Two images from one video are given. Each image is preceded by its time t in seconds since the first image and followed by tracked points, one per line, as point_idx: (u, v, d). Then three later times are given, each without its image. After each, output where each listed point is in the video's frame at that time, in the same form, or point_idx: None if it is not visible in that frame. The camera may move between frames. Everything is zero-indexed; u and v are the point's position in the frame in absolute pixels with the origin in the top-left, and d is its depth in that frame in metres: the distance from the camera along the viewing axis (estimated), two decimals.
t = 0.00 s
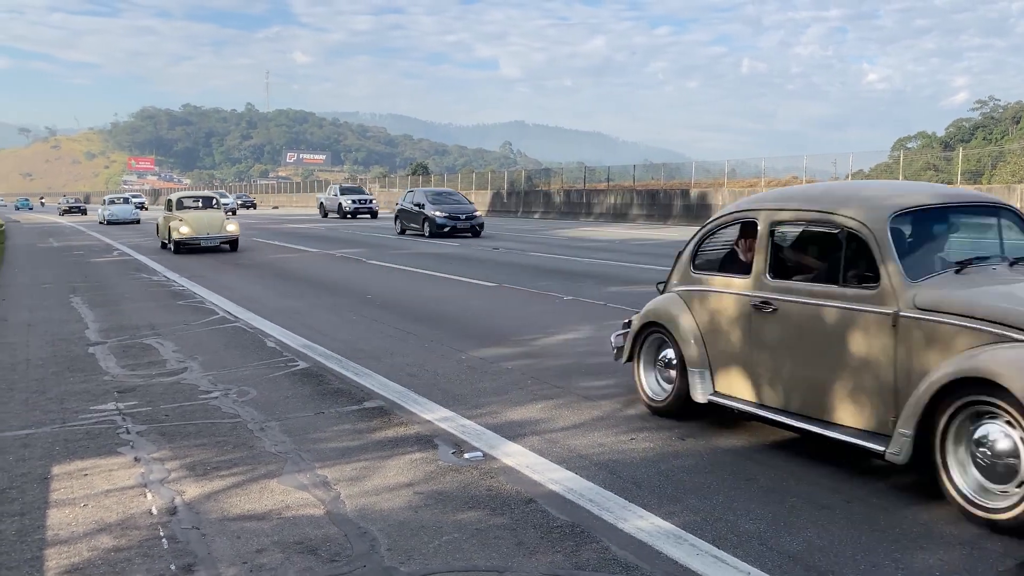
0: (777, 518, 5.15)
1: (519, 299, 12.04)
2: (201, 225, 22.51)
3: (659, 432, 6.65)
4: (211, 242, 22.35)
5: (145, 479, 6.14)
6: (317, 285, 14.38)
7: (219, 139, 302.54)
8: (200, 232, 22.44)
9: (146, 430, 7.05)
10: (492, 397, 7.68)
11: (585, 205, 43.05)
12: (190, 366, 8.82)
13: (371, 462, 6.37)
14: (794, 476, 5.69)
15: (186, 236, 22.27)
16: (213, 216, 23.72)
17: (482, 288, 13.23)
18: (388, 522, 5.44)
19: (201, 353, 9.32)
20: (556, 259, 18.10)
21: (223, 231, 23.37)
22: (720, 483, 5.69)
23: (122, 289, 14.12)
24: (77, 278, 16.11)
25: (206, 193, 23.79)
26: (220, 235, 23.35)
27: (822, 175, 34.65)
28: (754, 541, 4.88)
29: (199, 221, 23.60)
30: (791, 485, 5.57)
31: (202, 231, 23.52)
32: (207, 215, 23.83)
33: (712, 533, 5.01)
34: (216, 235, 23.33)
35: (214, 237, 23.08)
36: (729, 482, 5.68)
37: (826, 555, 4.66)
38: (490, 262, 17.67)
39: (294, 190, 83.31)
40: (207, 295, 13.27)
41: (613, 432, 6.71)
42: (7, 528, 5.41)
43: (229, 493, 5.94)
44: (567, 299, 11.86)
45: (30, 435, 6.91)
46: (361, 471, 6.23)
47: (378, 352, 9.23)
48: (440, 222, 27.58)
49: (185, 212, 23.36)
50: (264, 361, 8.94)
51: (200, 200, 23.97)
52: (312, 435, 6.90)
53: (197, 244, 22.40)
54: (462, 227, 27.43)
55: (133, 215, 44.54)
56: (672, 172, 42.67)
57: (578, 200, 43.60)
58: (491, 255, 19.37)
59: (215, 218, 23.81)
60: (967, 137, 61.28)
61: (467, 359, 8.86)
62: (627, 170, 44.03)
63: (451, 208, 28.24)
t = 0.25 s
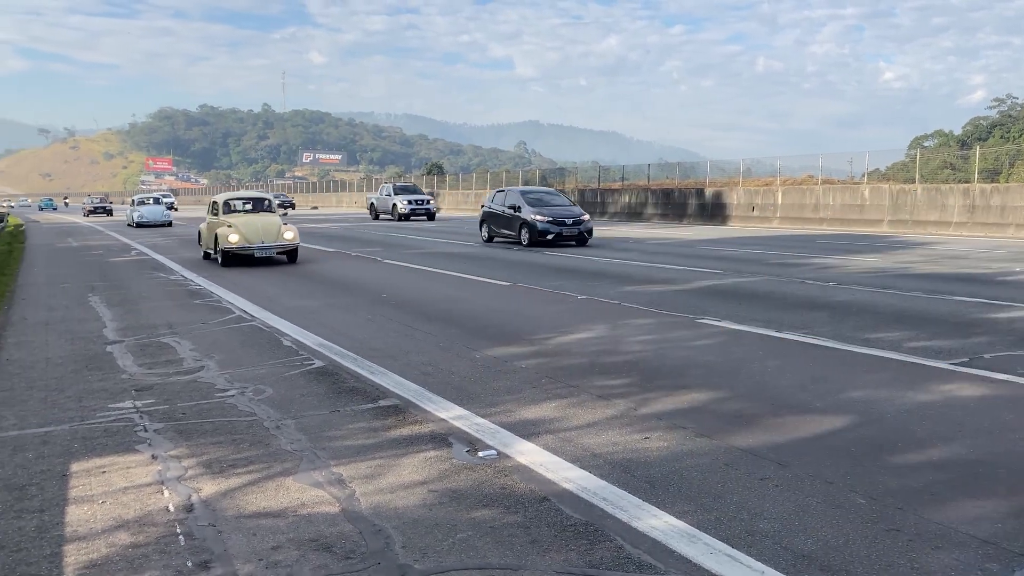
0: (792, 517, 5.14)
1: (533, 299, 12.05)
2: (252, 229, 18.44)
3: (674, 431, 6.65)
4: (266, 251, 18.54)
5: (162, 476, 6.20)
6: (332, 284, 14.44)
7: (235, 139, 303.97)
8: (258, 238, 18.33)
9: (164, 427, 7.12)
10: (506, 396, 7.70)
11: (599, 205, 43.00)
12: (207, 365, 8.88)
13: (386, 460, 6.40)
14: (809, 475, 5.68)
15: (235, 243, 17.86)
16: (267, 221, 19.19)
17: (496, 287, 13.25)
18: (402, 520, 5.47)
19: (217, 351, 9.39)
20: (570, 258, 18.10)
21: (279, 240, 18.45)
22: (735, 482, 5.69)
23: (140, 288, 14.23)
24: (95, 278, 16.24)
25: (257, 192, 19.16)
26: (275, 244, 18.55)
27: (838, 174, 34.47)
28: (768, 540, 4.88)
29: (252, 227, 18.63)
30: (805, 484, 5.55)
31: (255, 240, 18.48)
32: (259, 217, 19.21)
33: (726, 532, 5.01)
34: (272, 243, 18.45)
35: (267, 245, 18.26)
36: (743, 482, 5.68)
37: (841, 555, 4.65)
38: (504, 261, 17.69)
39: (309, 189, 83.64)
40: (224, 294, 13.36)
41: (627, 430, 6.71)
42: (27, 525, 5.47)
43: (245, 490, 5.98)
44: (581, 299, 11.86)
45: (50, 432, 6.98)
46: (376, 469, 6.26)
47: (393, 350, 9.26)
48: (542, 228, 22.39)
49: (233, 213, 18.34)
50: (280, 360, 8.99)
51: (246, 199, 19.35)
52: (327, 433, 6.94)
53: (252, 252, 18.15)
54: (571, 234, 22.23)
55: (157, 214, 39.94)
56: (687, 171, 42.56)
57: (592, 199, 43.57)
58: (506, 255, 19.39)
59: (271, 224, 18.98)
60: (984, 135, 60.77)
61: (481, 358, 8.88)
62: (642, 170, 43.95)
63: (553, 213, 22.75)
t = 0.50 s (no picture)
0: (808, 516, 5.12)
1: (549, 297, 12.05)
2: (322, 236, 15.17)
3: (690, 429, 6.64)
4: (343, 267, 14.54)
5: (181, 473, 6.26)
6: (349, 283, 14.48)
7: (253, 139, 305.52)
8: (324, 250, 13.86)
9: (182, 425, 7.18)
10: (522, 394, 7.71)
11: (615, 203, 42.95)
12: (225, 363, 8.95)
13: (402, 457, 6.43)
14: (825, 474, 5.66)
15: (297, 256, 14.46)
16: (339, 226, 15.17)
17: (512, 286, 13.27)
18: (419, 517, 5.49)
19: (235, 349, 9.46)
20: (586, 256, 18.08)
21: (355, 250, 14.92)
22: (751, 481, 5.67)
23: (159, 287, 14.35)
24: (115, 276, 16.37)
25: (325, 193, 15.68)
26: (351, 253, 15.12)
27: (856, 171, 34.25)
28: (783, 539, 4.87)
29: (319, 232, 14.76)
30: (821, 483, 5.53)
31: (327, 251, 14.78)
32: (332, 224, 15.25)
33: (741, 531, 5.00)
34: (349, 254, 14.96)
35: (342, 258, 14.26)
36: (759, 480, 5.66)
37: (858, 554, 4.63)
38: (520, 260, 17.69)
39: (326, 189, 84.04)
40: (242, 292, 13.44)
41: (643, 429, 6.71)
42: (48, 521, 5.54)
43: (262, 487, 6.03)
44: (597, 297, 11.86)
45: (70, 429, 7.06)
46: (393, 466, 6.29)
47: (409, 349, 9.30)
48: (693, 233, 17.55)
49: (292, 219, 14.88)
50: (297, 357, 9.05)
51: (303, 203, 15.51)
52: (344, 431, 6.98)
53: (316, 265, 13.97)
54: (727, 239, 17.41)
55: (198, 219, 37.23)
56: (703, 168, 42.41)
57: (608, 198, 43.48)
58: (522, 254, 19.41)
59: (343, 230, 15.43)
60: (1004, 132, 60.19)
61: (497, 357, 8.90)
62: (658, 168, 43.81)
63: (700, 215, 17.85)
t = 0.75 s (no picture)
0: (825, 514, 5.10)
1: (565, 295, 12.05)
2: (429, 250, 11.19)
3: (706, 427, 6.63)
4: (464, 291, 11.27)
5: (199, 469, 6.31)
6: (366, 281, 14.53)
7: (271, 138, 306.98)
8: (442, 274, 11.01)
9: (201, 422, 7.23)
10: (538, 392, 7.72)
11: (632, 201, 42.87)
12: (243, 360, 9.01)
13: (419, 455, 6.46)
14: (842, 472, 5.64)
15: (400, 278, 10.88)
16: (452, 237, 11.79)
17: (528, 284, 13.27)
18: (435, 514, 5.51)
19: (253, 347, 9.51)
20: (602, 255, 18.05)
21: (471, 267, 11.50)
22: (767, 479, 5.65)
23: (178, 285, 14.46)
24: (135, 275, 16.50)
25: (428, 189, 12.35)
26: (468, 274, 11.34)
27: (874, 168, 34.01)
28: (800, 537, 4.85)
29: (420, 245, 11.20)
30: (838, 481, 5.51)
31: (436, 268, 11.05)
32: (438, 229, 11.80)
33: (758, 529, 4.99)
34: (465, 274, 11.18)
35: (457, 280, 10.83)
36: (775, 478, 5.64)
37: (875, 553, 4.60)
38: (536, 258, 17.68)
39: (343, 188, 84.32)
40: (259, 290, 13.52)
41: (659, 426, 6.70)
42: (68, 516, 5.60)
43: (279, 483, 6.07)
44: (613, 295, 11.85)
45: (90, 426, 7.13)
46: (409, 463, 6.31)
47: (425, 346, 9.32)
48: (957, 245, 13.40)
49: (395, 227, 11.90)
50: (314, 355, 9.09)
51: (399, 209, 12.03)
52: (360, 428, 7.02)
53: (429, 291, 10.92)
54: (1003, 250, 13.38)
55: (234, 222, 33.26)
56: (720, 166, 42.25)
57: (625, 196, 43.42)
58: (538, 252, 19.41)
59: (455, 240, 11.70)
60: None
61: (513, 354, 8.91)
62: (675, 165, 43.67)
63: (968, 220, 13.59)
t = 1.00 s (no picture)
0: (841, 512, 5.09)
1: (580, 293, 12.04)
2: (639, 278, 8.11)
3: (721, 425, 6.62)
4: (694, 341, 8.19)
5: (217, 466, 6.36)
6: (382, 279, 14.58)
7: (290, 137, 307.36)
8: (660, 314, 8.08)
9: (218, 419, 7.29)
10: (553, 389, 7.73)
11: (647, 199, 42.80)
12: (260, 358, 9.06)
13: (434, 452, 6.48)
14: (858, 470, 5.61)
15: (601, 320, 7.87)
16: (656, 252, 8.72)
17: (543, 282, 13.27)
18: (450, 511, 5.53)
19: (270, 345, 9.57)
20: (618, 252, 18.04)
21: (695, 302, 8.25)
22: (783, 477, 5.64)
23: (196, 283, 14.57)
24: (153, 273, 16.63)
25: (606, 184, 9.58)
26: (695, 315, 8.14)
27: (891, 165, 33.79)
28: (816, 535, 4.84)
29: (623, 267, 8.20)
30: (854, 480, 5.49)
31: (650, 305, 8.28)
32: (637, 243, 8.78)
33: (774, 527, 4.98)
34: (693, 313, 8.07)
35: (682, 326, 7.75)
36: (791, 477, 5.63)
37: (891, 551, 4.59)
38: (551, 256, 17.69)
39: (358, 186, 84.61)
40: (276, 288, 13.59)
41: (674, 424, 6.70)
42: (88, 512, 5.66)
43: (296, 480, 6.11)
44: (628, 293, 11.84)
45: (109, 423, 7.20)
46: (425, 461, 6.34)
47: (440, 344, 9.35)
48: None
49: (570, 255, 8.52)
50: (331, 352, 9.14)
51: (558, 215, 9.13)
52: (376, 425, 7.05)
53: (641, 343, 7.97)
54: None
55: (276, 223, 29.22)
56: (736, 164, 42.09)
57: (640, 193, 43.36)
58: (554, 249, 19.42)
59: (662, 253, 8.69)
60: None
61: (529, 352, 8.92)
62: (690, 163, 43.55)
63: None
